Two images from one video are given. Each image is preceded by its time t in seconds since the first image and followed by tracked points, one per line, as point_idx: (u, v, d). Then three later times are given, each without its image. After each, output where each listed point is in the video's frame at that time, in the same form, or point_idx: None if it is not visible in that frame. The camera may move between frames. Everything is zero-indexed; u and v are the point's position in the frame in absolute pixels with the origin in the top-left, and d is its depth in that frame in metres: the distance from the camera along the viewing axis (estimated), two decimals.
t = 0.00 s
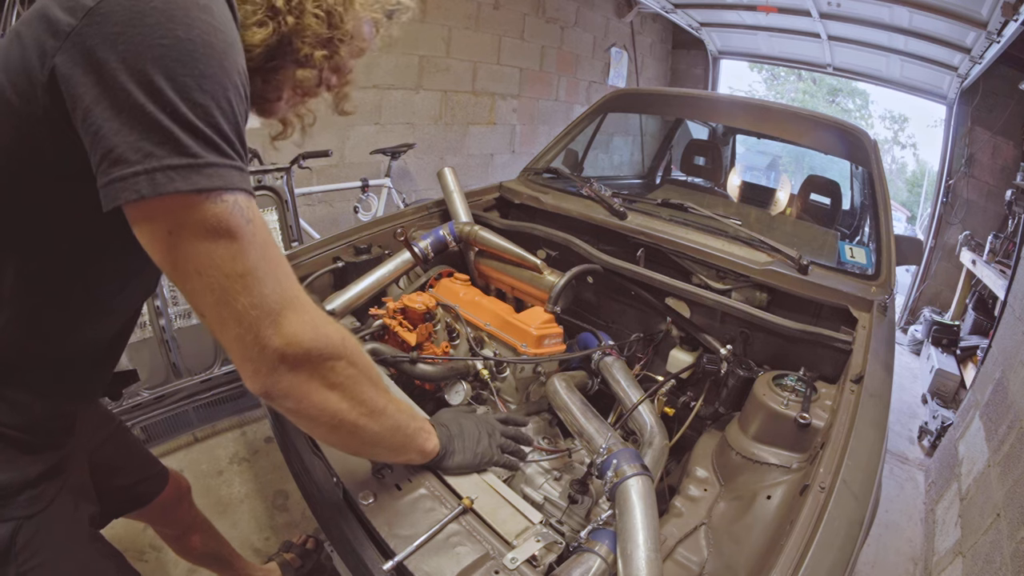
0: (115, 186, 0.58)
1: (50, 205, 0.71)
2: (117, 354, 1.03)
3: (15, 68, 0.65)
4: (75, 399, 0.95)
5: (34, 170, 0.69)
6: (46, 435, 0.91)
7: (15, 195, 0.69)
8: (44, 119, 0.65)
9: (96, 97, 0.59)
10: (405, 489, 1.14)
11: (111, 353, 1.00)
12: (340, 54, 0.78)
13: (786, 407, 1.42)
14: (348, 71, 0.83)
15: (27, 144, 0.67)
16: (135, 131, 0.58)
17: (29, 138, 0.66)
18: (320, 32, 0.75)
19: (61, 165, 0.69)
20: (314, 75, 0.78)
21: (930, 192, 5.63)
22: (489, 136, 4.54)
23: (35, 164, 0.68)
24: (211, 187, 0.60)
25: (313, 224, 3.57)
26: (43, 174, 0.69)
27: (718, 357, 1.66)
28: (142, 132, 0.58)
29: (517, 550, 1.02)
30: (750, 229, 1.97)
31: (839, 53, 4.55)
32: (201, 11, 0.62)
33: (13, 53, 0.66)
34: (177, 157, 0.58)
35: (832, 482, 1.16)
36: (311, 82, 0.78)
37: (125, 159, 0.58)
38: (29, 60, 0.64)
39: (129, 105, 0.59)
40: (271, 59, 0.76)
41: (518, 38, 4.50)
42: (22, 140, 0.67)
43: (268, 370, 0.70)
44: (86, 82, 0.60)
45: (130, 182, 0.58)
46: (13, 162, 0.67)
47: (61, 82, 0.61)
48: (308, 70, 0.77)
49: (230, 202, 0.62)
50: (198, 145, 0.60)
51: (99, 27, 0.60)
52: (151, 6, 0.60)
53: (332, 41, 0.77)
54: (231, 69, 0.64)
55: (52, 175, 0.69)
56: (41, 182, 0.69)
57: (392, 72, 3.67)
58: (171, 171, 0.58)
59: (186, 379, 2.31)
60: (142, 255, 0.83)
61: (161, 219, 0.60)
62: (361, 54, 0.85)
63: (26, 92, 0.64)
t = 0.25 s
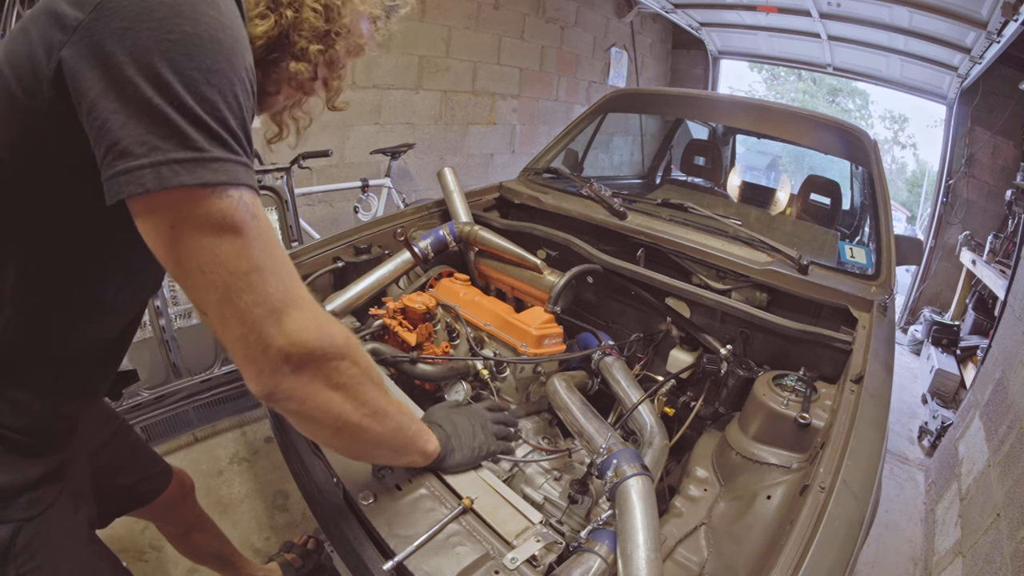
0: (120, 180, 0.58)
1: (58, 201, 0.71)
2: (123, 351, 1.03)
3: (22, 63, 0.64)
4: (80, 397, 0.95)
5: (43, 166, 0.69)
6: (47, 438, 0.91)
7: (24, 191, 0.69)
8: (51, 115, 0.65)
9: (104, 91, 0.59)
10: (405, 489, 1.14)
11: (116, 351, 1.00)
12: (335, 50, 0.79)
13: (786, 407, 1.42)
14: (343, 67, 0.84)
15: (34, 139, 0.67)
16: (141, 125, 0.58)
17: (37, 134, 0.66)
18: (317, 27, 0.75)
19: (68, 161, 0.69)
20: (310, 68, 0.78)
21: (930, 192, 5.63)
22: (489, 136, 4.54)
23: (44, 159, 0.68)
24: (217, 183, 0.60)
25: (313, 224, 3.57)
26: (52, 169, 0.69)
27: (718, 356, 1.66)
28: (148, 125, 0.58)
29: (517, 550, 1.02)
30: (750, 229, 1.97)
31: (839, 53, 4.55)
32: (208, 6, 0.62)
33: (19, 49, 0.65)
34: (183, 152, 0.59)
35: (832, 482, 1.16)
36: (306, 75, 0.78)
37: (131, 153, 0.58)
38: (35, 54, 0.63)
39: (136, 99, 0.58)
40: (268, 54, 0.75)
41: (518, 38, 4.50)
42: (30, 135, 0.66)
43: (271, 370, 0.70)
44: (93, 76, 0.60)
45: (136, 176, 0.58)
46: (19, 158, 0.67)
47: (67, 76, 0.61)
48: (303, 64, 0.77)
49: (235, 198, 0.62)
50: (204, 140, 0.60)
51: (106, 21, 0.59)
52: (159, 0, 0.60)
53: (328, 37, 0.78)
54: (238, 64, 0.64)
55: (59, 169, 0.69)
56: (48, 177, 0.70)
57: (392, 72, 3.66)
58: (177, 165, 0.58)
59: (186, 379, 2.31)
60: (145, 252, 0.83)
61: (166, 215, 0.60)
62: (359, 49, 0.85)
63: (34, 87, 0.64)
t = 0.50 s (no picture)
0: (119, 185, 0.58)
1: (58, 204, 0.72)
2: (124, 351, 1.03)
3: (22, 64, 0.64)
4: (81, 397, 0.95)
5: (43, 167, 0.69)
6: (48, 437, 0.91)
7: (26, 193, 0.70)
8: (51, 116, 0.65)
9: (103, 94, 0.59)
10: (405, 489, 1.14)
11: (117, 351, 1.00)
12: (333, 49, 0.79)
13: (786, 407, 1.42)
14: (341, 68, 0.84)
15: (34, 140, 0.67)
16: (140, 129, 0.58)
17: (39, 135, 0.66)
18: (315, 26, 0.75)
19: (68, 162, 0.69)
20: (308, 67, 0.78)
21: (930, 192, 5.63)
22: (489, 136, 4.54)
23: (45, 162, 0.68)
24: (215, 188, 0.60)
25: (313, 224, 3.57)
26: (53, 171, 0.69)
27: (718, 356, 1.66)
28: (147, 130, 0.58)
29: (517, 550, 1.02)
30: (750, 229, 1.97)
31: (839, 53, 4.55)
32: (207, 9, 0.62)
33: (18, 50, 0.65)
34: (181, 157, 0.59)
35: (832, 482, 1.16)
36: (304, 75, 0.78)
37: (129, 157, 0.58)
38: (34, 55, 0.63)
39: (135, 104, 0.58)
40: (265, 52, 0.75)
41: (519, 38, 4.50)
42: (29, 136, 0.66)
43: (269, 374, 0.71)
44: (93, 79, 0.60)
45: (134, 181, 0.58)
46: (19, 159, 0.67)
47: (66, 78, 0.61)
48: (299, 62, 0.77)
49: (233, 203, 0.62)
50: (202, 145, 0.60)
51: (105, 25, 0.59)
52: (158, 4, 0.60)
53: (326, 36, 0.77)
54: (238, 67, 0.64)
55: (59, 171, 0.70)
56: (49, 179, 0.70)
57: (392, 72, 3.66)
58: (175, 170, 0.58)
59: (186, 379, 2.31)
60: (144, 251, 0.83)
61: (164, 220, 0.60)
62: (357, 51, 0.85)
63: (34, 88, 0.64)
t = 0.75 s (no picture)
0: (119, 185, 0.58)
1: (58, 204, 0.72)
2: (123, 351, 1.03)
3: (22, 64, 0.64)
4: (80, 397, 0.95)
5: (41, 168, 0.69)
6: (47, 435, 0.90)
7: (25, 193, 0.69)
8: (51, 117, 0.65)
9: (104, 95, 0.59)
10: (405, 489, 1.14)
11: (116, 352, 1.00)
12: (331, 52, 0.78)
13: (786, 407, 1.42)
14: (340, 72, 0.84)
15: (33, 141, 0.67)
16: (140, 130, 0.58)
17: (37, 136, 0.66)
18: (311, 29, 0.75)
19: (68, 163, 0.69)
20: (305, 70, 0.78)
21: (930, 192, 5.63)
22: (489, 136, 4.54)
23: (44, 162, 0.68)
24: (215, 189, 0.60)
25: (313, 224, 3.57)
26: (52, 171, 0.69)
27: (718, 356, 1.66)
28: (146, 131, 0.58)
29: (517, 550, 1.02)
30: (750, 229, 1.97)
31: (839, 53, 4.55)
32: (207, 11, 0.62)
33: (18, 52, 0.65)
34: (181, 158, 0.59)
35: (832, 482, 1.16)
36: (301, 78, 0.79)
37: (129, 158, 0.58)
38: (36, 55, 0.63)
39: (135, 105, 0.58)
40: (263, 56, 0.76)
41: (519, 38, 4.50)
42: (28, 137, 0.66)
43: (268, 374, 0.71)
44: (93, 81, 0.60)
45: (134, 182, 0.58)
46: (19, 159, 0.67)
47: (67, 78, 0.61)
48: (296, 65, 0.77)
49: (232, 204, 0.62)
50: (202, 146, 0.60)
51: (105, 27, 0.59)
52: (158, 6, 0.60)
53: (323, 39, 0.77)
54: (238, 69, 0.64)
55: (59, 172, 0.70)
56: (48, 180, 0.70)
57: (392, 71, 3.66)
58: (175, 171, 0.58)
59: (186, 378, 2.31)
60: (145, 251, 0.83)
61: (163, 220, 0.60)
62: (356, 53, 0.85)
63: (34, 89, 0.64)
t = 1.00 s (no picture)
0: (124, 182, 0.58)
1: (61, 203, 0.72)
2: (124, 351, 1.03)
3: (25, 61, 0.64)
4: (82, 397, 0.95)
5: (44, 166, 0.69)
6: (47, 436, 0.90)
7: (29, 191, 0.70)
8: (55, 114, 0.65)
9: (108, 92, 0.59)
10: (405, 489, 1.14)
11: (118, 351, 1.00)
12: (332, 44, 0.78)
13: (786, 407, 1.42)
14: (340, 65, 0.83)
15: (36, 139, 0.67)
16: (145, 127, 0.58)
17: (41, 135, 0.66)
18: (313, 22, 0.75)
19: (72, 161, 0.69)
20: (307, 63, 0.78)
21: (930, 192, 5.63)
22: (489, 136, 4.54)
23: (47, 160, 0.68)
24: (220, 186, 0.60)
25: (313, 224, 3.57)
26: (56, 170, 0.69)
27: (718, 356, 1.66)
28: (151, 129, 0.58)
29: (517, 550, 1.02)
30: (750, 229, 1.97)
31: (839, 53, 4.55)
32: (211, 10, 0.62)
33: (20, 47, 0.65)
34: (186, 155, 0.59)
35: (832, 482, 1.16)
36: (304, 70, 0.79)
37: (134, 155, 0.58)
38: (39, 53, 0.63)
39: (141, 102, 0.58)
40: (267, 49, 0.75)
41: (518, 38, 4.50)
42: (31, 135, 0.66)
43: (271, 372, 0.70)
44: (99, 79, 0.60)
45: (139, 178, 0.58)
46: (22, 157, 0.67)
47: (72, 76, 0.61)
48: (300, 58, 0.77)
49: (236, 201, 0.62)
50: (207, 144, 0.60)
51: (110, 24, 0.59)
52: (163, 4, 0.59)
53: (325, 32, 0.77)
54: (241, 68, 0.64)
55: (63, 170, 0.70)
56: (52, 178, 0.70)
57: (392, 71, 3.66)
58: (180, 168, 0.58)
59: (186, 379, 2.31)
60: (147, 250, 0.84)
61: (167, 217, 0.60)
62: (354, 45, 0.85)
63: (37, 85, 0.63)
